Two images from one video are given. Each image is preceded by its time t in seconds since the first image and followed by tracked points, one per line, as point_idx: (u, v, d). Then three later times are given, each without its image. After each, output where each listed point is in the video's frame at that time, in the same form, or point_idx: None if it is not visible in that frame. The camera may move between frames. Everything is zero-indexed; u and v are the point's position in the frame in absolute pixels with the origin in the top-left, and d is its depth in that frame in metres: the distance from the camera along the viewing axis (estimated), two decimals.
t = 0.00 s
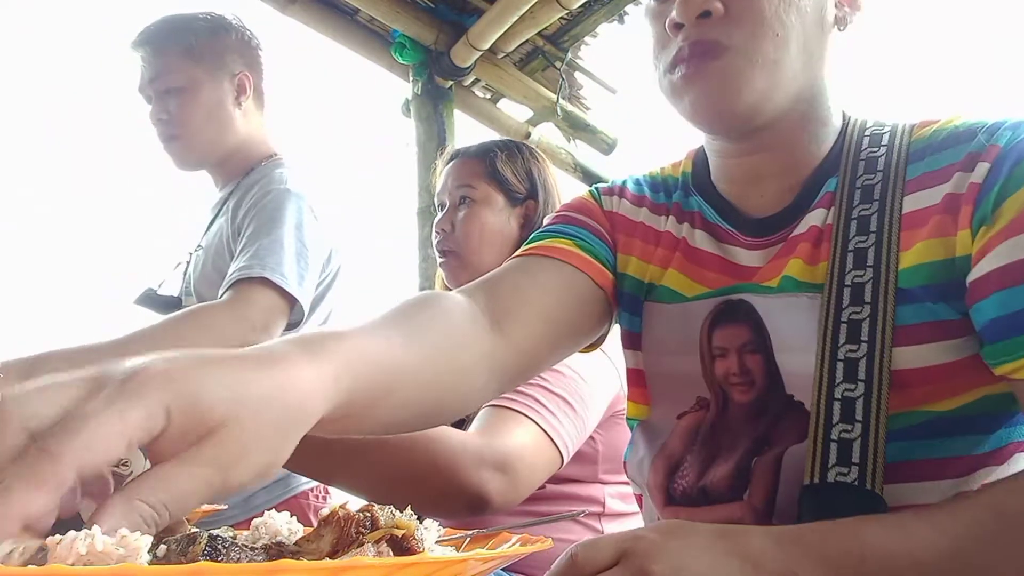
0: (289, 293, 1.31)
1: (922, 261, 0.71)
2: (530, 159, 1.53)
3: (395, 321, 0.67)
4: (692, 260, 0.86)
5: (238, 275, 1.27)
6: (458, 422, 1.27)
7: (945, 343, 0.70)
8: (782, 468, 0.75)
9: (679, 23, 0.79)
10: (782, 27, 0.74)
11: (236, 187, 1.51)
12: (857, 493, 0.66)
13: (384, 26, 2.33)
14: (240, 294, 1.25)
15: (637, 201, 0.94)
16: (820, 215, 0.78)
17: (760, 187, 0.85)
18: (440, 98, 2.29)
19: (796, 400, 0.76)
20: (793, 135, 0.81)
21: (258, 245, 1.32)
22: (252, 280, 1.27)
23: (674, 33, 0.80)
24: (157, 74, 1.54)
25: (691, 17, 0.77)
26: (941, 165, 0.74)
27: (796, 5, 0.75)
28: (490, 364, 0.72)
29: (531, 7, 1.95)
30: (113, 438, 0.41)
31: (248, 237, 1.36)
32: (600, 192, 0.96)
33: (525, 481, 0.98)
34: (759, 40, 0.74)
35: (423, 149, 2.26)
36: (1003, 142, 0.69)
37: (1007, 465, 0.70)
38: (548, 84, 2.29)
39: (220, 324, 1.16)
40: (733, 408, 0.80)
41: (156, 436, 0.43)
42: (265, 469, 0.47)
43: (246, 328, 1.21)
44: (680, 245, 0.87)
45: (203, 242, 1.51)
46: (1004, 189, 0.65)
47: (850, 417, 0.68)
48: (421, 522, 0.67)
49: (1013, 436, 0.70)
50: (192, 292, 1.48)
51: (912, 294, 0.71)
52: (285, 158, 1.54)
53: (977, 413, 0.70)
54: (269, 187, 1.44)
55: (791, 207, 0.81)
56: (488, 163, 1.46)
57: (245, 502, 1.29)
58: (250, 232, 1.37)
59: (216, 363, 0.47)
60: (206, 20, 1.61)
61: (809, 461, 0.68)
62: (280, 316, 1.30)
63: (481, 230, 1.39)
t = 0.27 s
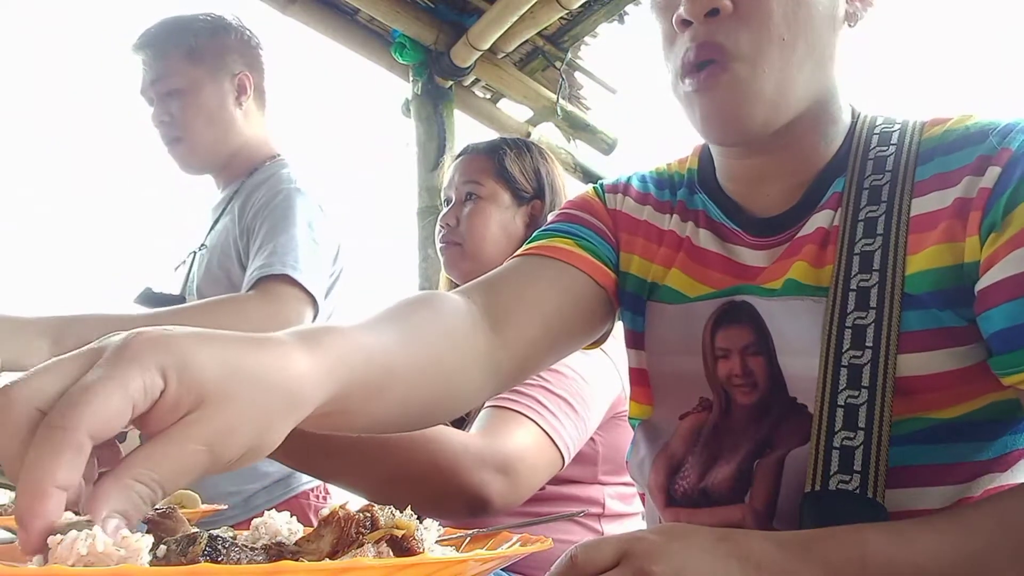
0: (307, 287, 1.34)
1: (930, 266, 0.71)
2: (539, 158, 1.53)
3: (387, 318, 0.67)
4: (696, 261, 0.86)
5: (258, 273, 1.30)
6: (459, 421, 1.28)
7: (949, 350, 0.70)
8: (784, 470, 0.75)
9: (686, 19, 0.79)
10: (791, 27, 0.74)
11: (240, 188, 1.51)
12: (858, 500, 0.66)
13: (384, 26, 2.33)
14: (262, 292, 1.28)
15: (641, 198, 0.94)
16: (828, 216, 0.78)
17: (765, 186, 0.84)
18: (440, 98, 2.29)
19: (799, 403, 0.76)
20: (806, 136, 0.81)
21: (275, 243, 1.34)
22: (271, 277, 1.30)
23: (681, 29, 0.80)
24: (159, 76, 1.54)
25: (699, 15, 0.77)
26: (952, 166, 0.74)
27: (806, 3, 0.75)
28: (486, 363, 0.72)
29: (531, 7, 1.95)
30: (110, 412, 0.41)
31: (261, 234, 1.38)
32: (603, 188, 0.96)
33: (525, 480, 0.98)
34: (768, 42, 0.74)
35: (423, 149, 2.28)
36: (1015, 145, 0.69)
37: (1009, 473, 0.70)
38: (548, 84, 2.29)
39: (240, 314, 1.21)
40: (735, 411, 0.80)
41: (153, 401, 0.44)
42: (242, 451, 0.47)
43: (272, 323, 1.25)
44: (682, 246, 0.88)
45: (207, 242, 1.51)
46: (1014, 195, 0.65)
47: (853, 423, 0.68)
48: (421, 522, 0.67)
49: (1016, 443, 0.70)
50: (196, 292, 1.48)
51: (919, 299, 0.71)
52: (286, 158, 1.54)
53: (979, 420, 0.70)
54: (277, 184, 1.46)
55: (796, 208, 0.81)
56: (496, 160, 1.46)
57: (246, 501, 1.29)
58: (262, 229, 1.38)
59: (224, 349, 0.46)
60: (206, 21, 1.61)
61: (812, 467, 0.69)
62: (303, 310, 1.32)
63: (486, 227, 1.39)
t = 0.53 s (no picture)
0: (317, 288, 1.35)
1: (930, 266, 0.71)
2: (548, 154, 1.51)
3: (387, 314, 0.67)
4: (697, 259, 0.86)
5: (268, 276, 1.32)
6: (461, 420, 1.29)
7: (950, 349, 0.70)
8: (784, 469, 0.75)
9: (686, 20, 0.78)
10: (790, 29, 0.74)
11: (241, 188, 1.51)
12: (858, 499, 0.66)
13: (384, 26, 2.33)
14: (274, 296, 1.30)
15: (644, 196, 0.93)
16: (828, 216, 0.78)
17: (765, 186, 0.84)
18: (440, 98, 2.29)
19: (799, 402, 0.76)
20: (802, 135, 0.81)
21: (284, 245, 1.35)
22: (280, 280, 1.32)
23: (682, 29, 0.80)
24: (159, 78, 1.54)
25: (699, 16, 0.77)
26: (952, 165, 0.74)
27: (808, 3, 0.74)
28: (488, 361, 0.72)
29: (531, 7, 1.95)
30: (101, 419, 0.41)
31: (269, 235, 1.38)
32: (607, 186, 0.96)
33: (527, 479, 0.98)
34: (769, 42, 0.74)
35: (422, 149, 2.28)
36: (1015, 145, 0.69)
37: (1010, 472, 0.69)
38: (548, 84, 2.29)
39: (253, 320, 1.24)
40: (736, 410, 0.80)
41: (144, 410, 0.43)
42: (233, 464, 0.46)
43: (285, 326, 1.28)
44: (684, 244, 0.88)
45: (208, 242, 1.51)
46: (1014, 195, 0.65)
47: (852, 422, 0.68)
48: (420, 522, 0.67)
49: (1017, 442, 0.70)
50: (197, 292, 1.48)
51: (919, 299, 0.71)
52: (287, 158, 1.54)
53: (980, 420, 0.70)
54: (282, 185, 1.46)
55: (798, 207, 0.81)
56: (503, 157, 1.45)
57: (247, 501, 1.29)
58: (269, 230, 1.39)
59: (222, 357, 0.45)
60: (202, 23, 1.61)
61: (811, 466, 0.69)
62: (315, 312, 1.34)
63: (491, 226, 1.40)
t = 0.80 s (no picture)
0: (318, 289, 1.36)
1: (926, 265, 0.71)
2: (562, 148, 1.51)
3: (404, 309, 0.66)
4: (698, 258, 0.86)
5: (268, 282, 1.32)
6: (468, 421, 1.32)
7: (947, 348, 0.70)
8: (784, 469, 0.75)
9: (683, 23, 0.79)
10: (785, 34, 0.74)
11: (241, 188, 1.51)
12: (856, 496, 0.66)
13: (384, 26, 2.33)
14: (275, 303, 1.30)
15: (646, 197, 0.93)
16: (827, 218, 0.78)
17: (763, 187, 0.84)
18: (440, 98, 2.30)
19: (799, 402, 0.76)
20: (800, 137, 0.80)
21: (282, 249, 1.35)
22: (279, 285, 1.32)
23: (678, 32, 0.80)
24: (158, 81, 1.54)
25: (696, 18, 0.77)
26: (949, 166, 0.74)
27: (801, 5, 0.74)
28: (497, 359, 0.72)
29: (531, 7, 1.95)
30: (113, 433, 0.40)
31: (268, 236, 1.38)
32: (611, 186, 0.96)
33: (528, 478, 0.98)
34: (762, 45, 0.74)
35: (422, 149, 2.29)
36: (1011, 146, 0.69)
37: (1008, 470, 0.70)
38: (548, 84, 2.28)
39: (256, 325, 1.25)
40: (735, 410, 0.80)
41: (165, 425, 0.42)
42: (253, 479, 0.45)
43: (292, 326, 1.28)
44: (686, 243, 0.88)
45: (208, 242, 1.51)
46: (1009, 196, 0.65)
47: (851, 420, 0.68)
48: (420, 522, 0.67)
49: (1015, 441, 0.70)
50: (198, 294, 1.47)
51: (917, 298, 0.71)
52: (286, 158, 1.54)
53: (979, 419, 0.70)
54: (280, 186, 1.45)
55: (798, 207, 0.81)
56: (516, 151, 1.45)
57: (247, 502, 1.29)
58: (269, 232, 1.39)
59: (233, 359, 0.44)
60: (197, 24, 1.61)
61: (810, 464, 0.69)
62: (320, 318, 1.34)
63: (502, 221, 1.40)
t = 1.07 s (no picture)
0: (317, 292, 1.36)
1: (928, 265, 0.71)
2: (570, 142, 1.49)
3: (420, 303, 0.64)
4: (701, 257, 0.86)
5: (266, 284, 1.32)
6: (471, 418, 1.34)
7: (949, 346, 0.70)
8: (788, 466, 0.76)
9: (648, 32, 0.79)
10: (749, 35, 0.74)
11: (239, 188, 1.51)
12: (859, 494, 0.66)
13: (384, 26, 2.33)
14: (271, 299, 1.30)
15: (652, 196, 0.92)
16: (828, 219, 0.78)
17: (759, 188, 0.84)
18: (440, 98, 2.30)
19: (803, 401, 0.77)
20: (780, 136, 0.80)
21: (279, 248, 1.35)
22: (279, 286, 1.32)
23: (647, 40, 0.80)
24: (157, 82, 1.55)
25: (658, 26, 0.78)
26: (951, 167, 0.74)
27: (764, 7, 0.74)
28: (508, 358, 0.70)
29: (531, 7, 1.95)
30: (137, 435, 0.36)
31: (266, 238, 1.38)
32: (617, 184, 0.94)
33: (535, 484, 0.98)
34: (724, 46, 0.74)
35: (423, 149, 2.30)
36: (1012, 147, 0.69)
37: (1010, 468, 0.70)
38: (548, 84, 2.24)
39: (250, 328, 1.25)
40: (739, 409, 0.80)
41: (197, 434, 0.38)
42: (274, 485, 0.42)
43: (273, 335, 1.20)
44: (688, 242, 0.87)
45: (207, 241, 1.51)
46: (1010, 195, 0.65)
47: (853, 419, 0.68)
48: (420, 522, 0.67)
49: (1017, 440, 0.70)
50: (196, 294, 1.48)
51: (918, 298, 0.71)
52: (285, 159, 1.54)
53: (980, 417, 0.70)
54: (279, 187, 1.45)
55: (799, 208, 0.81)
56: (521, 147, 1.44)
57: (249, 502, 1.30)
58: (267, 233, 1.39)
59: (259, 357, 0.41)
60: (193, 26, 1.61)
61: (813, 462, 0.69)
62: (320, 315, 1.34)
63: (508, 219, 1.40)
